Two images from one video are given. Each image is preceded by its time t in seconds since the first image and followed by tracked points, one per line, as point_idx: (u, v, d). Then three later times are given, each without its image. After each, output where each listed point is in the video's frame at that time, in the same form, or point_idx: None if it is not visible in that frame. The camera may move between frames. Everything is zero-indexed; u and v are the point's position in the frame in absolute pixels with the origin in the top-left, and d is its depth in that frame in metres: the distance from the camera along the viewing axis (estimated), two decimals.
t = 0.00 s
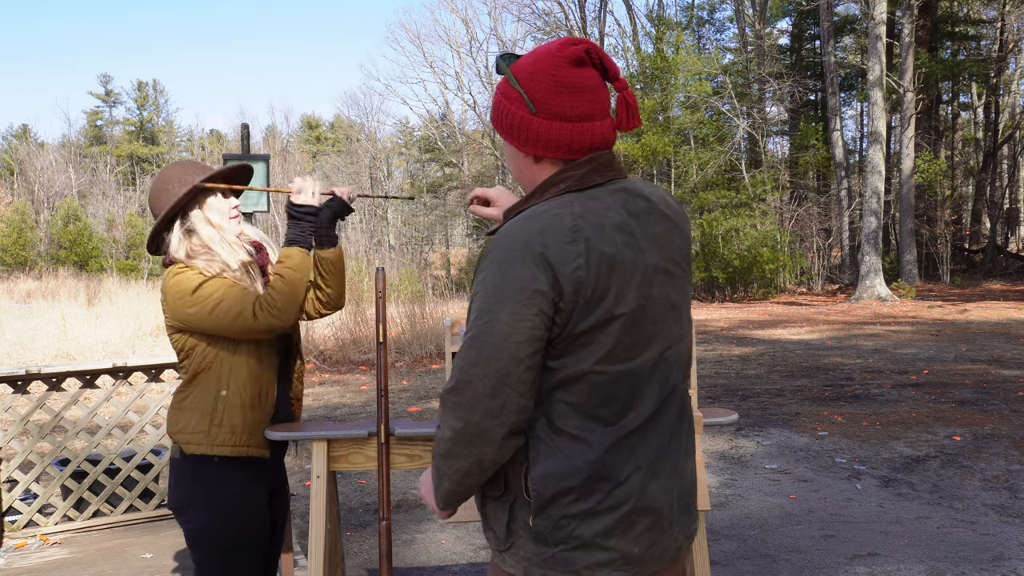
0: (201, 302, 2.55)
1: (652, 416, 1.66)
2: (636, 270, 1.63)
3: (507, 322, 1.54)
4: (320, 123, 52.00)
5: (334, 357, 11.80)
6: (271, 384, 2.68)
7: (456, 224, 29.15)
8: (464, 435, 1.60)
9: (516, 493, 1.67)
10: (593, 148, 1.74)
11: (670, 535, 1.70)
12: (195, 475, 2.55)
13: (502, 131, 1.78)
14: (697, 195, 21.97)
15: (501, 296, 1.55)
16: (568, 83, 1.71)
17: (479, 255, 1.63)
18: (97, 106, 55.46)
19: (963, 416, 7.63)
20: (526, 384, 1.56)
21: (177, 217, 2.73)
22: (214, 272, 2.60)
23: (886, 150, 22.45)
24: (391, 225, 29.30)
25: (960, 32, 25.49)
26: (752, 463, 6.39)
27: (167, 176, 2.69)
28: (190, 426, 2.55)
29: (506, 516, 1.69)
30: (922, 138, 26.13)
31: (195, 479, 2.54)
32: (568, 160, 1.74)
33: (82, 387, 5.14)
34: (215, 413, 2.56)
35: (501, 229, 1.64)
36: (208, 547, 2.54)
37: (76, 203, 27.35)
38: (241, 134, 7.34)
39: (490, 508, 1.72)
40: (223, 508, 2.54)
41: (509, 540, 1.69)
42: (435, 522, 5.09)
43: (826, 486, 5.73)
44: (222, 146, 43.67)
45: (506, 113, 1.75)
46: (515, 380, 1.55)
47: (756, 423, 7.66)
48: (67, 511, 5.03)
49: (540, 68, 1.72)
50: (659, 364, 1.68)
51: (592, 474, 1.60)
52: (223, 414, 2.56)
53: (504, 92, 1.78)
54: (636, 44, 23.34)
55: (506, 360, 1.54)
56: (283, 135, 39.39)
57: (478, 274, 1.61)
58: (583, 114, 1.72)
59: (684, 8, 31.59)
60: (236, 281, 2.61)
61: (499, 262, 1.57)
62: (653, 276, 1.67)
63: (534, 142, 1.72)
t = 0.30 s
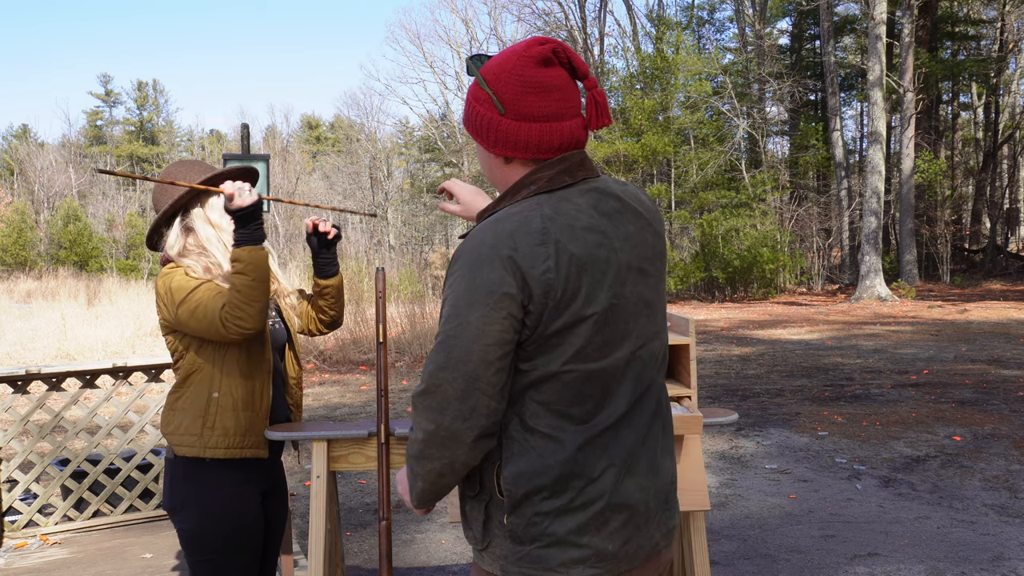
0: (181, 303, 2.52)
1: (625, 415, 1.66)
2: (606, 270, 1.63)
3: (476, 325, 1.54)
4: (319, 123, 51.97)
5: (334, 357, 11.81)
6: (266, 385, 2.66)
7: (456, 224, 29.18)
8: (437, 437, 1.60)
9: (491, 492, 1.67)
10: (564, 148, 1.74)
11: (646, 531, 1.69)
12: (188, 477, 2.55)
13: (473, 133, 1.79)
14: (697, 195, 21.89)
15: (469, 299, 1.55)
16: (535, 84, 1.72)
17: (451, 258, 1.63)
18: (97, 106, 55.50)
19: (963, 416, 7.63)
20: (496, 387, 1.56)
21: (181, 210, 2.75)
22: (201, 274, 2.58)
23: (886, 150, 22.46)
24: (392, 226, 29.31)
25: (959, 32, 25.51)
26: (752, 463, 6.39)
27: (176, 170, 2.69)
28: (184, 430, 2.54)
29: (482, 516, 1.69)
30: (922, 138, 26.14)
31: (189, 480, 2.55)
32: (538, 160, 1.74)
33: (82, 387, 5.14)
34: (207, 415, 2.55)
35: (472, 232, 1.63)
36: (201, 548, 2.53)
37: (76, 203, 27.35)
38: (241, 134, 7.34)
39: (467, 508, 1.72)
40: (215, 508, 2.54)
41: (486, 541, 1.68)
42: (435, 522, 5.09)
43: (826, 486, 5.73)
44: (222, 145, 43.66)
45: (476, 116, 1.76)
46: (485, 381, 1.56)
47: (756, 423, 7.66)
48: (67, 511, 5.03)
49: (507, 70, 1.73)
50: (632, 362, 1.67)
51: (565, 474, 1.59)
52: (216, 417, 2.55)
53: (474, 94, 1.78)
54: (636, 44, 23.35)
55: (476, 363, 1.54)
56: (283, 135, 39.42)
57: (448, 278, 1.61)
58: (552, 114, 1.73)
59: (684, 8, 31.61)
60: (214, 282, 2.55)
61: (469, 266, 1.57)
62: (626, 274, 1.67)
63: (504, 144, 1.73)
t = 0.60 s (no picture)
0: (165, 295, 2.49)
1: (614, 412, 1.66)
2: (593, 267, 1.63)
3: (464, 325, 1.54)
4: (319, 123, 51.97)
5: (333, 357, 11.82)
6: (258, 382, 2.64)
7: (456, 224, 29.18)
8: (428, 438, 1.60)
9: (480, 493, 1.67)
10: (547, 148, 1.74)
11: (637, 526, 1.69)
12: (185, 477, 2.55)
13: (455, 135, 1.79)
14: (697, 195, 21.83)
15: (458, 301, 1.55)
16: (515, 84, 1.72)
17: (438, 261, 1.63)
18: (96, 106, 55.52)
19: (963, 416, 7.63)
20: (487, 387, 1.56)
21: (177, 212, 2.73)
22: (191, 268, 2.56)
23: (886, 150, 22.44)
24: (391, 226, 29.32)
25: (960, 32, 25.50)
26: (752, 463, 6.39)
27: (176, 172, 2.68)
28: (174, 426, 2.54)
29: (472, 517, 1.69)
30: (922, 138, 26.15)
31: (187, 480, 2.54)
32: (521, 161, 1.74)
33: (82, 387, 5.14)
34: (196, 412, 2.54)
35: (458, 234, 1.63)
36: (199, 548, 2.53)
37: (75, 203, 27.35)
38: (241, 134, 7.32)
39: (458, 510, 1.72)
40: (214, 508, 2.54)
41: (477, 543, 1.67)
42: (435, 522, 5.08)
43: (826, 486, 5.73)
44: (222, 145, 43.64)
45: (458, 119, 1.76)
46: (473, 381, 1.55)
47: (756, 423, 7.66)
48: (67, 511, 5.03)
49: (488, 71, 1.73)
50: (620, 359, 1.68)
51: (555, 471, 1.60)
52: (205, 414, 2.54)
53: (456, 96, 1.79)
54: (636, 45, 23.36)
55: (465, 363, 1.54)
56: (283, 135, 39.44)
57: (436, 280, 1.61)
58: (533, 113, 1.73)
59: (684, 8, 31.61)
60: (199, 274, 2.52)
61: (456, 267, 1.57)
62: (613, 272, 1.67)
63: (487, 145, 1.73)
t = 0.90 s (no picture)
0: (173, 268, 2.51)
1: (610, 410, 1.66)
2: (586, 264, 1.63)
3: (459, 325, 1.54)
4: (320, 123, 51.99)
5: (333, 357, 11.83)
6: (250, 368, 2.63)
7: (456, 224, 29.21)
8: (425, 440, 1.60)
9: (478, 495, 1.67)
10: (536, 148, 1.75)
11: (635, 526, 1.69)
12: (185, 478, 2.55)
13: (443, 136, 1.80)
14: (697, 195, 21.87)
15: (451, 301, 1.55)
16: (502, 85, 1.72)
17: (431, 260, 1.63)
18: (96, 106, 55.51)
19: (963, 416, 7.63)
20: (482, 386, 1.57)
21: (172, 216, 2.75)
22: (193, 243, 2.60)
23: (886, 150, 22.44)
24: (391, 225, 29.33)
25: (959, 32, 25.51)
26: (752, 463, 6.39)
27: (172, 172, 2.68)
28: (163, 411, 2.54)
29: (469, 519, 1.69)
30: (922, 138, 26.15)
31: (187, 482, 2.55)
32: (510, 161, 1.74)
33: (82, 387, 5.14)
34: (184, 397, 2.54)
35: (451, 233, 1.63)
36: (199, 550, 2.53)
37: (75, 203, 27.35)
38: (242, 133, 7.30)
39: (456, 513, 1.72)
40: (214, 511, 2.53)
41: (475, 546, 1.68)
42: (435, 522, 5.09)
43: (826, 486, 5.73)
44: (222, 146, 43.63)
45: (447, 120, 1.77)
46: (469, 381, 1.56)
47: (756, 423, 7.67)
48: (67, 511, 5.03)
49: (475, 73, 1.74)
50: (614, 356, 1.68)
51: (551, 471, 1.60)
52: (193, 398, 2.54)
53: (444, 99, 1.80)
54: (636, 45, 23.37)
55: (460, 364, 1.55)
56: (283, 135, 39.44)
57: (429, 281, 1.62)
58: (521, 113, 1.72)
59: (684, 8, 31.61)
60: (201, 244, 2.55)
61: (449, 266, 1.58)
62: (606, 268, 1.67)
63: (477, 146, 1.73)
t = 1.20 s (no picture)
0: (211, 265, 2.49)
1: (602, 408, 1.66)
2: (578, 262, 1.63)
3: (449, 324, 1.55)
4: (320, 123, 51.99)
5: (333, 357, 11.83)
6: (265, 370, 2.66)
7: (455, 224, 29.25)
8: (417, 439, 1.60)
9: (472, 496, 1.68)
10: (526, 148, 1.74)
11: (629, 526, 1.68)
12: (186, 477, 2.55)
13: (435, 136, 1.81)
14: (697, 195, 21.91)
15: (442, 300, 1.56)
16: (493, 87, 1.72)
17: (422, 260, 1.64)
18: (96, 106, 55.52)
19: (963, 416, 7.63)
20: (474, 384, 1.57)
21: (189, 212, 2.74)
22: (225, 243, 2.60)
23: (886, 150, 22.44)
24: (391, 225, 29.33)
25: (959, 32, 25.52)
26: (752, 463, 6.39)
27: (190, 168, 2.68)
28: (179, 409, 2.55)
29: (464, 520, 1.69)
30: (922, 138, 26.16)
31: (187, 481, 2.54)
32: (501, 161, 1.74)
33: (82, 387, 5.14)
34: (202, 394, 2.55)
35: (443, 232, 1.64)
36: (200, 550, 2.52)
37: (75, 202, 27.36)
38: (242, 134, 7.30)
39: (452, 513, 1.72)
40: (214, 512, 2.53)
41: (471, 546, 1.68)
42: (435, 522, 5.09)
43: (826, 486, 5.73)
44: (222, 145, 43.64)
45: (440, 120, 1.77)
46: (460, 379, 1.56)
47: (756, 423, 7.67)
48: (67, 511, 5.03)
49: (468, 74, 1.74)
50: (606, 354, 1.67)
51: (544, 469, 1.59)
52: (210, 398, 2.56)
53: (438, 98, 1.80)
54: (636, 45, 23.37)
55: (450, 362, 1.55)
56: (283, 135, 39.48)
57: (421, 280, 1.62)
58: (511, 116, 1.73)
59: (684, 8, 31.62)
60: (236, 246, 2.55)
61: (440, 266, 1.58)
62: (598, 267, 1.66)
63: (467, 147, 1.73)
